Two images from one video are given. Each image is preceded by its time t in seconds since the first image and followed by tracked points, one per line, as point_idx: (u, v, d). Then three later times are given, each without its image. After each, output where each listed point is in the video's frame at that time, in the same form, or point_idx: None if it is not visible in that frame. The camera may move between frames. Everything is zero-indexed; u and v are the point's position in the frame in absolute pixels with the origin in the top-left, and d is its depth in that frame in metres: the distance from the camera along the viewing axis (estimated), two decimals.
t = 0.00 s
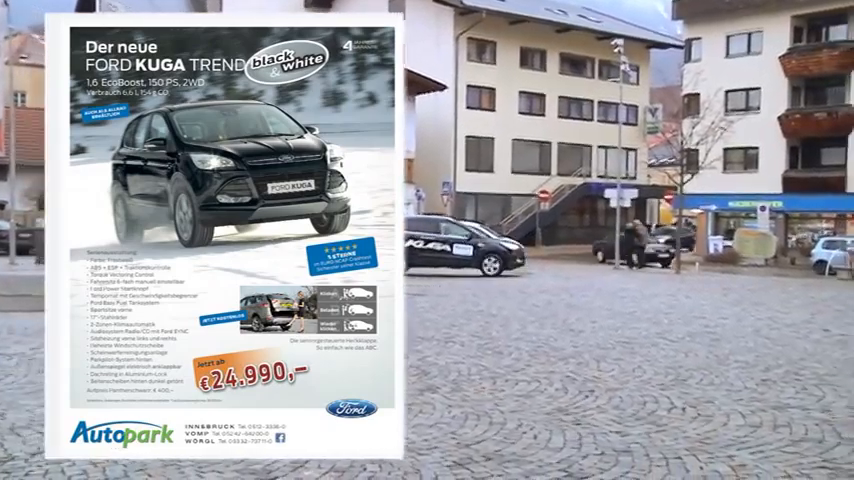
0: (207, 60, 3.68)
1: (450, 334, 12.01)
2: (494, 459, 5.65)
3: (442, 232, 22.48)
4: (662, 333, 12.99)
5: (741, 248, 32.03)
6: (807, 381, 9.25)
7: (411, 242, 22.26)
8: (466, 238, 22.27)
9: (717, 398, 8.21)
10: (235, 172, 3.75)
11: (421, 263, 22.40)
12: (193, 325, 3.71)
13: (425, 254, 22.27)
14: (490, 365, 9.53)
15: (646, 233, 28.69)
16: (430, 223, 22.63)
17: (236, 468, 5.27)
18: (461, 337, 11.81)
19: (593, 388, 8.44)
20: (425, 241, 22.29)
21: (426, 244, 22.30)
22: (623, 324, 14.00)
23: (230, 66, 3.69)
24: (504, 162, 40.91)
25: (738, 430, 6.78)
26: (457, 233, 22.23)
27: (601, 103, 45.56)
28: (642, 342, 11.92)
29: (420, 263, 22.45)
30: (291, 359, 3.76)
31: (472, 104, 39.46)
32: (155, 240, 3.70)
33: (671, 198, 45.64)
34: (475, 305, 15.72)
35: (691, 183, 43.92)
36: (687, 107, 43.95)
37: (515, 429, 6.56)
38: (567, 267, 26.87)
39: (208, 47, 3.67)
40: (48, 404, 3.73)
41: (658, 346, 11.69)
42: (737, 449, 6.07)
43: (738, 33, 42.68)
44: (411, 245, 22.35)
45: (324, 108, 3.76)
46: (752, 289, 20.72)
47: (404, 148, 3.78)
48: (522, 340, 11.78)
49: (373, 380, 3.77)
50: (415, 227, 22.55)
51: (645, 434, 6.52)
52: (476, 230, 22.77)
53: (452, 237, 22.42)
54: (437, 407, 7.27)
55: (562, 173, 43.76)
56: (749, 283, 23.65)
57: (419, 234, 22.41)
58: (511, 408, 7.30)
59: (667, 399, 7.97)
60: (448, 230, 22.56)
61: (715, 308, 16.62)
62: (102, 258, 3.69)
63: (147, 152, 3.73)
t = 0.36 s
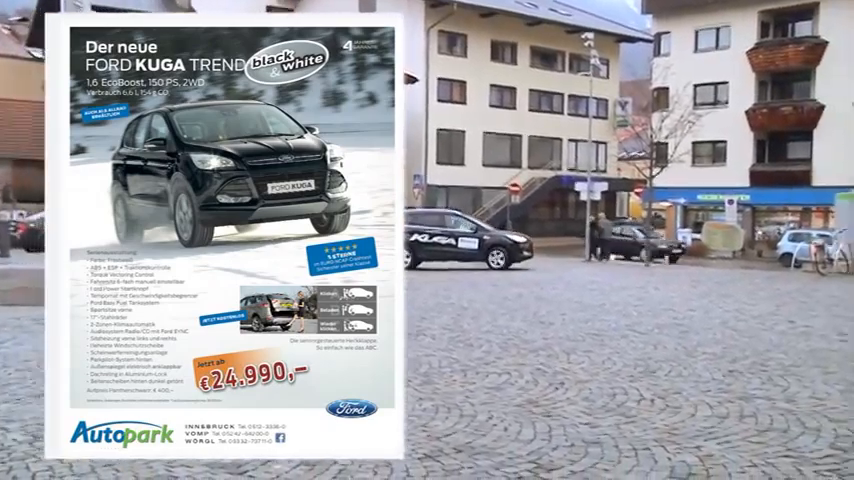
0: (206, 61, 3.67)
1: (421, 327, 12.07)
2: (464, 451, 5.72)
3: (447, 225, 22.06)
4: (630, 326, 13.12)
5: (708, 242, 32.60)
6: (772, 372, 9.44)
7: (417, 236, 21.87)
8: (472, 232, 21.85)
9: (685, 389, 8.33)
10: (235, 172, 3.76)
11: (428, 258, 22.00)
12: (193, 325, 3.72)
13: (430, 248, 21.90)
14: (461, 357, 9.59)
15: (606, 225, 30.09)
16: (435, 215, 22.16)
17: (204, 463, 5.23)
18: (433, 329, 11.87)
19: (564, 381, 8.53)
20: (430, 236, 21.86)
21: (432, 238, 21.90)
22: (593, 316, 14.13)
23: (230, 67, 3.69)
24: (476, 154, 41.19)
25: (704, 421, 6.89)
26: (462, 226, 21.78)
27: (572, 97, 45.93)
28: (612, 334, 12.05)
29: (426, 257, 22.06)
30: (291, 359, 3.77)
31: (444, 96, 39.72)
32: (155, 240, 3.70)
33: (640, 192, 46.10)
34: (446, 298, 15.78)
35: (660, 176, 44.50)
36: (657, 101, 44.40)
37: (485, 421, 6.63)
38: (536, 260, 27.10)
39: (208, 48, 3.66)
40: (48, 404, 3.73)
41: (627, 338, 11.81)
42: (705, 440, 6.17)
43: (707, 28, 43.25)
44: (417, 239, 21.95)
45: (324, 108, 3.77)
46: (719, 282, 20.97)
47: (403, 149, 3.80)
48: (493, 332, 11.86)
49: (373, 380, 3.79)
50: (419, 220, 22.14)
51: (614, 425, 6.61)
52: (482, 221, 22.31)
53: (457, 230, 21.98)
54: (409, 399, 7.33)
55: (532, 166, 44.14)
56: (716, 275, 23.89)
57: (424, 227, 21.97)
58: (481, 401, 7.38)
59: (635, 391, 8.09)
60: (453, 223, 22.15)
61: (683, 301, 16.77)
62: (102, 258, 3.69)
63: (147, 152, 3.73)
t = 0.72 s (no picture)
0: (207, 60, 3.69)
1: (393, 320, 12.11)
2: (436, 443, 5.76)
3: (452, 218, 21.63)
4: (601, 317, 13.22)
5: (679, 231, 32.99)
6: (739, 363, 9.58)
7: (422, 230, 21.40)
8: (476, 224, 21.40)
9: (655, 380, 8.43)
10: (235, 172, 3.74)
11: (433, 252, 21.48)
12: (193, 325, 3.74)
13: (436, 241, 21.41)
14: (432, 350, 9.63)
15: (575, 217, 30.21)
16: (439, 209, 21.73)
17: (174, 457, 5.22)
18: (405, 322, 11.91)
19: (535, 373, 8.60)
20: (435, 229, 21.40)
21: (437, 231, 21.43)
22: (563, 308, 14.25)
23: (230, 66, 3.70)
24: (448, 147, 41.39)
25: (673, 411, 7.00)
26: (468, 219, 21.34)
27: (543, 90, 46.17)
28: (582, 326, 12.16)
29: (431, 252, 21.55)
30: (291, 359, 3.79)
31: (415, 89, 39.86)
32: (155, 240, 3.70)
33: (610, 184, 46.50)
34: (418, 291, 15.84)
35: (630, 169, 45.01)
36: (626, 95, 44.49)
37: (456, 413, 6.67)
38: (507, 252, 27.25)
39: (208, 48, 3.68)
40: (48, 404, 3.75)
41: (597, 330, 11.93)
42: (672, 431, 6.25)
43: (676, 22, 43.57)
44: (421, 233, 21.49)
45: (323, 108, 3.78)
46: (687, 274, 21.19)
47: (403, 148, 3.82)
48: (464, 325, 11.92)
49: (373, 380, 3.81)
50: (424, 214, 21.69)
51: (584, 417, 6.68)
52: (487, 214, 21.87)
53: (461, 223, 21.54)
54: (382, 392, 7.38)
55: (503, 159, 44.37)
56: (684, 267, 24.11)
57: (428, 221, 21.51)
58: (452, 393, 7.43)
59: (604, 382, 8.18)
60: (458, 215, 21.72)
61: (652, 293, 16.92)
62: (102, 258, 3.70)
63: (147, 152, 3.72)
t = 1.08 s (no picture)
0: (206, 61, 3.69)
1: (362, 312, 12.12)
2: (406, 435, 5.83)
3: (456, 209, 21.36)
4: (570, 309, 13.33)
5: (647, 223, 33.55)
6: (706, 353, 9.73)
7: (424, 221, 21.35)
8: (478, 217, 21.01)
9: (624, 372, 8.53)
10: (235, 171, 3.74)
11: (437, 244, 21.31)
12: (193, 325, 3.74)
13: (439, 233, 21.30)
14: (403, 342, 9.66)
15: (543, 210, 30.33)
16: (443, 200, 21.49)
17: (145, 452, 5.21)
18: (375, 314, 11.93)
19: (504, 364, 8.67)
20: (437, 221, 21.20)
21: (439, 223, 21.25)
22: (532, 300, 14.33)
23: (230, 67, 3.71)
24: (418, 138, 41.29)
25: (641, 401, 7.11)
26: (470, 210, 21.10)
27: (513, 82, 46.27)
28: (552, 318, 12.25)
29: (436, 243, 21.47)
30: (291, 359, 3.80)
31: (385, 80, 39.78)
32: (155, 240, 3.71)
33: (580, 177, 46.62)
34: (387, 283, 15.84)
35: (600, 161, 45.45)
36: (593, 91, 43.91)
37: (427, 405, 6.73)
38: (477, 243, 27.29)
39: (208, 48, 3.68)
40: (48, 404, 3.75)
41: (566, 321, 12.03)
42: (642, 421, 6.34)
43: (646, 15, 43.80)
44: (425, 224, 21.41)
45: (323, 108, 3.79)
46: (656, 266, 21.37)
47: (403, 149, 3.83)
48: (434, 316, 11.96)
49: (373, 381, 3.82)
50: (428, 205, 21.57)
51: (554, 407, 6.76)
52: (493, 205, 21.47)
53: (465, 214, 21.23)
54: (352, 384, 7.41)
55: (475, 151, 44.38)
56: (651, 259, 24.36)
57: (432, 212, 21.37)
58: (423, 385, 7.48)
59: (574, 373, 8.28)
60: (463, 207, 21.43)
61: (621, 285, 17.09)
62: (102, 258, 3.71)
63: (147, 152, 3.73)
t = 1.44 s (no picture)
0: (207, 61, 3.68)
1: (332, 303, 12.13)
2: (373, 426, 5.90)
3: (459, 202, 21.72)
4: (540, 301, 13.39)
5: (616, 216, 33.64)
6: (674, 344, 9.86)
7: (428, 214, 21.84)
8: (479, 209, 21.30)
9: (593, 363, 8.64)
10: (234, 172, 3.74)
11: (441, 236, 21.80)
12: (193, 325, 3.74)
13: (443, 225, 21.74)
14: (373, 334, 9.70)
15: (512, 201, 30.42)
16: (447, 192, 21.90)
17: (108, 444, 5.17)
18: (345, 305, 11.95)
19: (474, 356, 8.74)
20: (440, 213, 21.67)
21: (442, 215, 21.70)
22: (502, 292, 14.40)
23: (230, 67, 3.70)
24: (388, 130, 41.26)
25: (609, 392, 7.23)
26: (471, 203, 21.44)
27: (483, 74, 46.34)
28: (522, 309, 12.34)
29: (440, 235, 21.91)
30: (291, 360, 3.80)
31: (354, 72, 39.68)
32: (155, 240, 3.71)
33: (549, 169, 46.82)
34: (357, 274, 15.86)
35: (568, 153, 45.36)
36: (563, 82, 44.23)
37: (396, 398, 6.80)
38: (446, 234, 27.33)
39: (208, 48, 3.67)
40: (48, 403, 3.76)
41: (536, 313, 12.12)
42: (611, 412, 6.40)
43: (615, 7, 43.99)
44: (429, 216, 21.92)
45: (323, 108, 3.79)
46: (625, 258, 21.52)
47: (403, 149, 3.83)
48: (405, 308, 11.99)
49: (374, 381, 3.84)
50: (433, 198, 22.05)
51: (523, 399, 6.84)
52: (497, 197, 21.69)
53: (468, 207, 21.57)
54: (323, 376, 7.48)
55: (444, 142, 44.44)
56: (619, 251, 24.51)
57: (436, 205, 21.84)
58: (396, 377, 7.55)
59: (544, 364, 8.37)
60: (467, 199, 21.76)
61: (590, 276, 17.18)
62: (102, 258, 3.71)
63: (146, 152, 3.73)
